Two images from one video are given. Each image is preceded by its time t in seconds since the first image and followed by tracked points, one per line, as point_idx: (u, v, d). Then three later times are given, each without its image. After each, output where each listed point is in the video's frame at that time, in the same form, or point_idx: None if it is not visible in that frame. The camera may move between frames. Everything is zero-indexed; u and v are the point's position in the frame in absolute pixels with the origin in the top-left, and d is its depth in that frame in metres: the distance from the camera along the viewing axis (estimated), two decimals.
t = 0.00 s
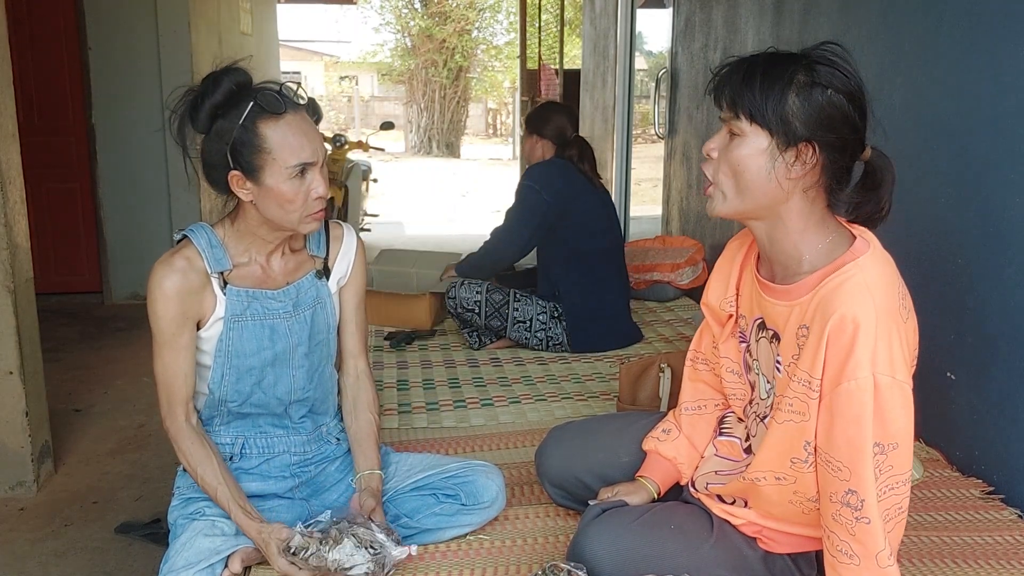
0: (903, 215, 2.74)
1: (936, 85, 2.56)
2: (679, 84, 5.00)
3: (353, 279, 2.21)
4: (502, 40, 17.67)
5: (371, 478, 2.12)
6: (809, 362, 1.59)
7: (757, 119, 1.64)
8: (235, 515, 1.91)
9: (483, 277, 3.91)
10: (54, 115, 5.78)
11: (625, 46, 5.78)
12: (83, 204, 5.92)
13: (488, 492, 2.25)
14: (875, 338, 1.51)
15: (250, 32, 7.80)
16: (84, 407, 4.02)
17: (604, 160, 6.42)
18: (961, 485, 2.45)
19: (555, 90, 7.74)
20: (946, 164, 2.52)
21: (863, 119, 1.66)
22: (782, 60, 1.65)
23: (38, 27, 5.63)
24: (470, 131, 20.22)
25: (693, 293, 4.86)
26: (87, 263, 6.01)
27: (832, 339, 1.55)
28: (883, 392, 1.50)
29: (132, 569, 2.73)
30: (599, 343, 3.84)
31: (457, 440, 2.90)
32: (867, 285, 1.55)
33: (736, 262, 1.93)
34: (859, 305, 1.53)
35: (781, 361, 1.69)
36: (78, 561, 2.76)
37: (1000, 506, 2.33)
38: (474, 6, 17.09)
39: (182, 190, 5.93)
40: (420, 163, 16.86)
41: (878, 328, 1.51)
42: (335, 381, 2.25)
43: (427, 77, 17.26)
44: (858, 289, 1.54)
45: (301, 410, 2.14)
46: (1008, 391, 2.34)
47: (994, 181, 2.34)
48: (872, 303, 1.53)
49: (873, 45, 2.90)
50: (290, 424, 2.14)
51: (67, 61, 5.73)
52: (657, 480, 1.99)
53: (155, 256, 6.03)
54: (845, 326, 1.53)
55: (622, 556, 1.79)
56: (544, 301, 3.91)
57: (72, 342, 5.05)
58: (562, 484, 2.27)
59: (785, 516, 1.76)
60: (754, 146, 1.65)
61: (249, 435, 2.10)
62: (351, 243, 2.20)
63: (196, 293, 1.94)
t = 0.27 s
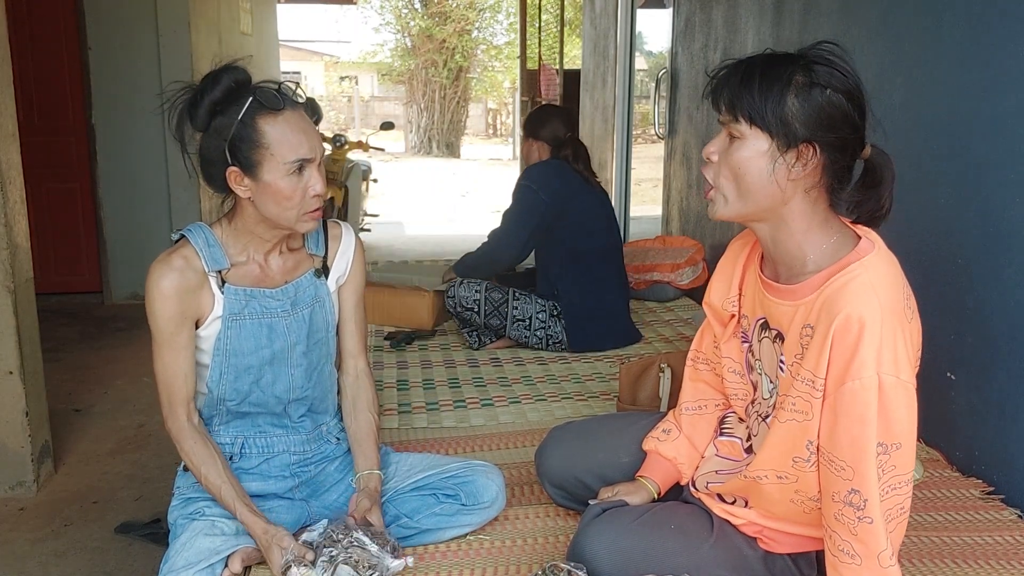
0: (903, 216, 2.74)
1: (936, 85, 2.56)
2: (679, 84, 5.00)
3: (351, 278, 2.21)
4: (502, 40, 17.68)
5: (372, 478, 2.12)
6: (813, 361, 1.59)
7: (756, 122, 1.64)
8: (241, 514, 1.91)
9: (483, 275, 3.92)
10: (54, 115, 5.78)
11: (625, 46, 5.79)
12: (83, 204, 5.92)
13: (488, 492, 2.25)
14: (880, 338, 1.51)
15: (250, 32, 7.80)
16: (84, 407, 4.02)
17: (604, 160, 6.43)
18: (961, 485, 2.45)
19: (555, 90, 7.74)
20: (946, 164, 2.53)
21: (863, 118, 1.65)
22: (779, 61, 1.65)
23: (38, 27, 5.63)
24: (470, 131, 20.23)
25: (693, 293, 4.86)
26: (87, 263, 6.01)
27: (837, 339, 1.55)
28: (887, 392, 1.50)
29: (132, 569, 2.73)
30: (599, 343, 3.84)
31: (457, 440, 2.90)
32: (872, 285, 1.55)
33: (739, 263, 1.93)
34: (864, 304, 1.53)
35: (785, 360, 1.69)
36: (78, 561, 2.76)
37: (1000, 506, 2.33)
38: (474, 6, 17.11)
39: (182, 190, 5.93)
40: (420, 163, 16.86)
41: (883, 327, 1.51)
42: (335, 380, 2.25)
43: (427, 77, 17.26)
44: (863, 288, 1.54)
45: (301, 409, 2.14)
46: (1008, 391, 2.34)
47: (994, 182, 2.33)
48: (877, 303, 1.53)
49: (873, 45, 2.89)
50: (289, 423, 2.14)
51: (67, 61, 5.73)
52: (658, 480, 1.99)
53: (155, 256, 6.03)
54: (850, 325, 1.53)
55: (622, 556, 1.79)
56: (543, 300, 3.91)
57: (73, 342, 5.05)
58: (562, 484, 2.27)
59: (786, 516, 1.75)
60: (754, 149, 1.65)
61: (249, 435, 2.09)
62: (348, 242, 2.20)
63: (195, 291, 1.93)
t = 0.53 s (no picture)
0: (903, 216, 2.74)
1: (936, 85, 2.56)
2: (679, 84, 4.99)
3: (347, 276, 2.21)
4: (502, 40, 17.69)
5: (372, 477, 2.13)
6: (825, 360, 1.58)
7: (759, 158, 1.58)
8: (232, 513, 1.91)
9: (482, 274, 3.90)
10: (54, 115, 5.78)
11: (625, 46, 5.79)
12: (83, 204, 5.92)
13: (488, 492, 2.25)
14: (895, 336, 1.50)
15: (250, 32, 7.80)
16: (84, 407, 4.02)
17: (604, 160, 6.42)
18: (962, 485, 2.45)
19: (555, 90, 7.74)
20: (946, 165, 2.52)
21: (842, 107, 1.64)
22: (745, 94, 1.60)
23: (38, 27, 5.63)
24: (471, 131, 20.22)
25: (693, 293, 4.86)
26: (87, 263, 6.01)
27: (851, 337, 1.54)
28: (900, 391, 1.50)
29: (132, 569, 2.73)
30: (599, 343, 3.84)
31: (458, 440, 2.90)
32: (886, 283, 1.54)
33: (746, 264, 1.93)
34: (878, 303, 1.52)
35: (797, 360, 1.69)
36: (78, 561, 2.76)
37: (1000, 506, 2.33)
38: (474, 6, 17.11)
39: (183, 190, 5.93)
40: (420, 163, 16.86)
41: (897, 326, 1.51)
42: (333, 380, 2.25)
43: (427, 77, 17.26)
44: (876, 287, 1.54)
45: (299, 407, 2.14)
46: (1008, 391, 2.34)
47: (995, 182, 2.33)
48: (892, 301, 1.52)
49: (874, 44, 2.89)
50: (289, 422, 2.14)
51: (67, 61, 5.72)
52: (661, 479, 1.98)
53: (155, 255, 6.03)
54: (865, 324, 1.53)
55: (621, 555, 1.79)
56: (544, 299, 3.91)
57: (73, 342, 5.05)
58: (564, 484, 2.27)
59: (791, 516, 1.75)
60: (763, 182, 1.60)
61: (248, 435, 2.09)
62: (342, 240, 2.20)
63: (191, 291, 1.93)
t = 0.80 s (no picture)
0: (904, 216, 2.74)
1: (936, 85, 2.56)
2: (679, 84, 5.00)
3: (357, 281, 2.22)
4: (502, 40, 17.71)
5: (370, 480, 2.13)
6: (832, 362, 1.58)
7: (783, 177, 1.54)
8: (237, 514, 1.92)
9: (483, 274, 3.92)
10: (54, 115, 5.78)
11: (625, 46, 5.80)
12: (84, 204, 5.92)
13: (489, 491, 2.25)
14: (902, 337, 1.50)
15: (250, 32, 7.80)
16: (84, 407, 4.02)
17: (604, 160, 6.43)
18: (962, 486, 2.45)
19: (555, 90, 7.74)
20: (947, 165, 2.52)
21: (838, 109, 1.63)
22: (756, 112, 1.55)
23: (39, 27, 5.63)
24: (470, 131, 20.23)
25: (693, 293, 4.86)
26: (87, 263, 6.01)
27: (859, 339, 1.54)
28: (908, 392, 1.49)
29: (132, 569, 2.73)
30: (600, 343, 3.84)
31: (458, 440, 2.90)
32: (892, 285, 1.54)
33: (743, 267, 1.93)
34: (885, 305, 1.52)
35: (803, 362, 1.69)
36: (78, 561, 2.76)
37: (1000, 506, 2.33)
38: (474, 6, 17.12)
39: (183, 190, 5.93)
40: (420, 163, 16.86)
41: (904, 327, 1.51)
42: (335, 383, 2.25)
43: (427, 77, 17.26)
44: (882, 288, 1.54)
45: (303, 408, 2.14)
46: (1008, 391, 2.34)
47: (995, 182, 2.33)
48: (899, 303, 1.52)
49: (873, 45, 2.90)
50: (292, 423, 2.14)
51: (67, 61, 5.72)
52: (674, 467, 1.92)
53: (155, 255, 6.03)
54: (872, 325, 1.52)
55: (622, 554, 1.79)
56: (544, 299, 3.91)
57: (73, 342, 5.05)
58: (563, 484, 2.28)
59: (796, 520, 1.74)
60: (787, 200, 1.57)
61: (250, 434, 2.09)
62: (354, 246, 2.22)
63: (211, 289, 1.92)
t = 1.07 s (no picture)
0: (904, 216, 2.74)
1: (937, 85, 2.55)
2: (678, 84, 5.00)
3: (359, 283, 2.22)
4: (502, 40, 17.73)
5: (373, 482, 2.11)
6: (838, 365, 1.58)
7: (766, 184, 1.55)
8: (238, 516, 1.91)
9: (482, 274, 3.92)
10: (54, 115, 5.78)
11: (625, 46, 5.80)
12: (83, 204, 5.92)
13: (489, 492, 2.25)
14: (909, 340, 1.50)
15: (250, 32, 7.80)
16: (83, 407, 4.02)
17: (604, 160, 6.43)
18: (962, 486, 2.46)
19: (555, 91, 7.74)
20: (947, 165, 2.52)
21: (847, 119, 1.60)
22: (748, 116, 1.56)
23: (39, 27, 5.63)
24: (470, 131, 20.25)
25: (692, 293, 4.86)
26: (87, 263, 6.01)
27: (864, 342, 1.54)
28: (913, 397, 1.50)
29: (132, 569, 2.73)
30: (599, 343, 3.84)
31: (458, 440, 2.90)
32: (900, 288, 1.54)
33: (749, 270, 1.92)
34: (892, 308, 1.52)
35: (809, 364, 1.69)
36: (78, 561, 2.76)
37: (1000, 507, 2.33)
38: (474, 7, 17.14)
39: (183, 190, 5.93)
40: (419, 163, 16.86)
41: (911, 331, 1.51)
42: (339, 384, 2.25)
43: (427, 77, 17.23)
44: (889, 291, 1.54)
45: (302, 408, 2.14)
46: (1009, 392, 2.34)
47: (996, 182, 2.33)
48: (906, 306, 1.52)
49: (873, 45, 2.90)
50: (289, 423, 2.14)
51: (67, 62, 5.72)
52: (686, 481, 1.88)
53: (155, 255, 6.03)
54: (879, 328, 1.52)
55: (621, 555, 1.79)
56: (544, 296, 3.92)
57: (73, 342, 5.06)
58: (563, 488, 2.27)
59: (801, 526, 1.73)
60: (772, 207, 1.58)
61: (249, 433, 2.10)
62: (356, 247, 2.21)
63: (206, 288, 1.93)
